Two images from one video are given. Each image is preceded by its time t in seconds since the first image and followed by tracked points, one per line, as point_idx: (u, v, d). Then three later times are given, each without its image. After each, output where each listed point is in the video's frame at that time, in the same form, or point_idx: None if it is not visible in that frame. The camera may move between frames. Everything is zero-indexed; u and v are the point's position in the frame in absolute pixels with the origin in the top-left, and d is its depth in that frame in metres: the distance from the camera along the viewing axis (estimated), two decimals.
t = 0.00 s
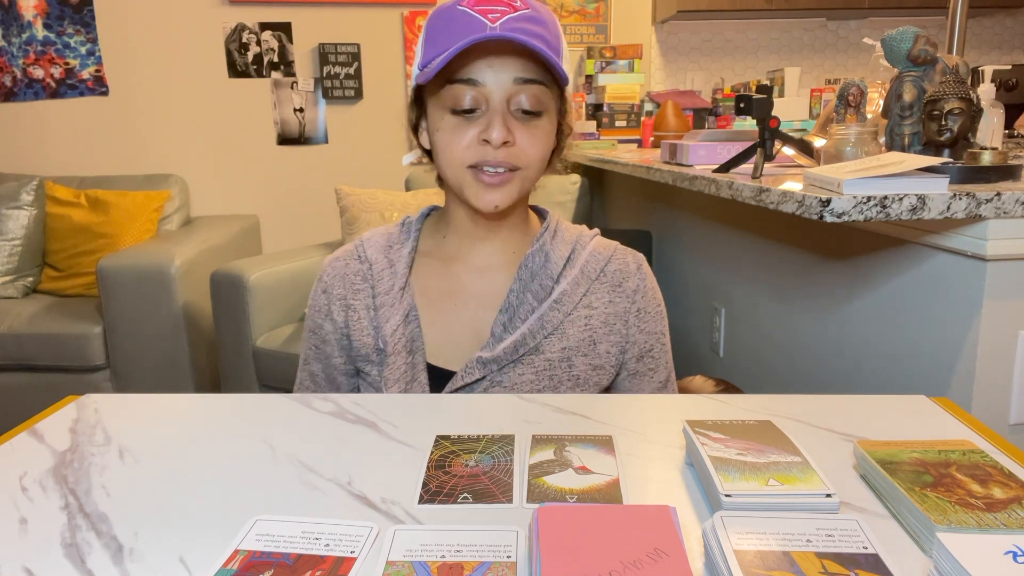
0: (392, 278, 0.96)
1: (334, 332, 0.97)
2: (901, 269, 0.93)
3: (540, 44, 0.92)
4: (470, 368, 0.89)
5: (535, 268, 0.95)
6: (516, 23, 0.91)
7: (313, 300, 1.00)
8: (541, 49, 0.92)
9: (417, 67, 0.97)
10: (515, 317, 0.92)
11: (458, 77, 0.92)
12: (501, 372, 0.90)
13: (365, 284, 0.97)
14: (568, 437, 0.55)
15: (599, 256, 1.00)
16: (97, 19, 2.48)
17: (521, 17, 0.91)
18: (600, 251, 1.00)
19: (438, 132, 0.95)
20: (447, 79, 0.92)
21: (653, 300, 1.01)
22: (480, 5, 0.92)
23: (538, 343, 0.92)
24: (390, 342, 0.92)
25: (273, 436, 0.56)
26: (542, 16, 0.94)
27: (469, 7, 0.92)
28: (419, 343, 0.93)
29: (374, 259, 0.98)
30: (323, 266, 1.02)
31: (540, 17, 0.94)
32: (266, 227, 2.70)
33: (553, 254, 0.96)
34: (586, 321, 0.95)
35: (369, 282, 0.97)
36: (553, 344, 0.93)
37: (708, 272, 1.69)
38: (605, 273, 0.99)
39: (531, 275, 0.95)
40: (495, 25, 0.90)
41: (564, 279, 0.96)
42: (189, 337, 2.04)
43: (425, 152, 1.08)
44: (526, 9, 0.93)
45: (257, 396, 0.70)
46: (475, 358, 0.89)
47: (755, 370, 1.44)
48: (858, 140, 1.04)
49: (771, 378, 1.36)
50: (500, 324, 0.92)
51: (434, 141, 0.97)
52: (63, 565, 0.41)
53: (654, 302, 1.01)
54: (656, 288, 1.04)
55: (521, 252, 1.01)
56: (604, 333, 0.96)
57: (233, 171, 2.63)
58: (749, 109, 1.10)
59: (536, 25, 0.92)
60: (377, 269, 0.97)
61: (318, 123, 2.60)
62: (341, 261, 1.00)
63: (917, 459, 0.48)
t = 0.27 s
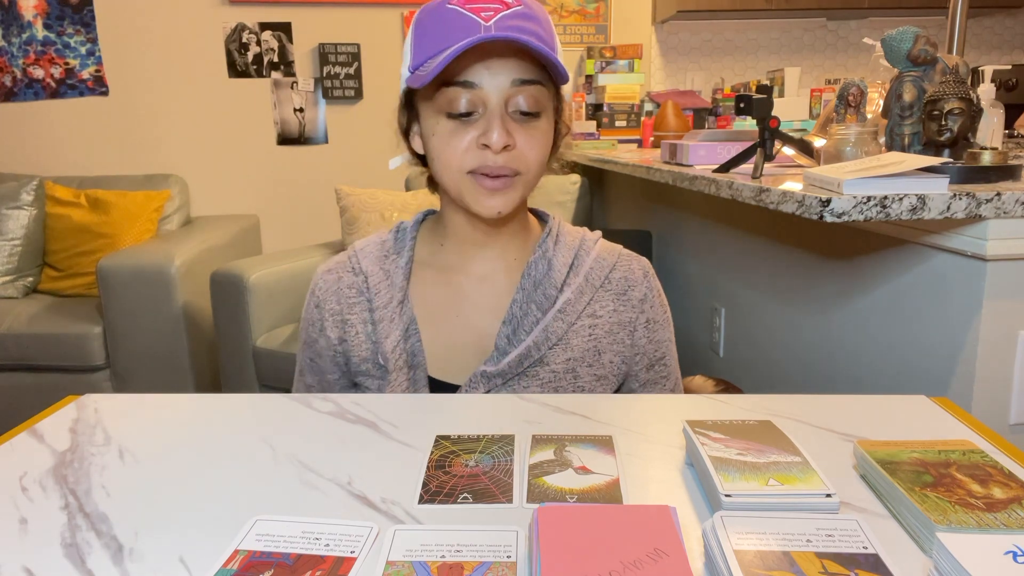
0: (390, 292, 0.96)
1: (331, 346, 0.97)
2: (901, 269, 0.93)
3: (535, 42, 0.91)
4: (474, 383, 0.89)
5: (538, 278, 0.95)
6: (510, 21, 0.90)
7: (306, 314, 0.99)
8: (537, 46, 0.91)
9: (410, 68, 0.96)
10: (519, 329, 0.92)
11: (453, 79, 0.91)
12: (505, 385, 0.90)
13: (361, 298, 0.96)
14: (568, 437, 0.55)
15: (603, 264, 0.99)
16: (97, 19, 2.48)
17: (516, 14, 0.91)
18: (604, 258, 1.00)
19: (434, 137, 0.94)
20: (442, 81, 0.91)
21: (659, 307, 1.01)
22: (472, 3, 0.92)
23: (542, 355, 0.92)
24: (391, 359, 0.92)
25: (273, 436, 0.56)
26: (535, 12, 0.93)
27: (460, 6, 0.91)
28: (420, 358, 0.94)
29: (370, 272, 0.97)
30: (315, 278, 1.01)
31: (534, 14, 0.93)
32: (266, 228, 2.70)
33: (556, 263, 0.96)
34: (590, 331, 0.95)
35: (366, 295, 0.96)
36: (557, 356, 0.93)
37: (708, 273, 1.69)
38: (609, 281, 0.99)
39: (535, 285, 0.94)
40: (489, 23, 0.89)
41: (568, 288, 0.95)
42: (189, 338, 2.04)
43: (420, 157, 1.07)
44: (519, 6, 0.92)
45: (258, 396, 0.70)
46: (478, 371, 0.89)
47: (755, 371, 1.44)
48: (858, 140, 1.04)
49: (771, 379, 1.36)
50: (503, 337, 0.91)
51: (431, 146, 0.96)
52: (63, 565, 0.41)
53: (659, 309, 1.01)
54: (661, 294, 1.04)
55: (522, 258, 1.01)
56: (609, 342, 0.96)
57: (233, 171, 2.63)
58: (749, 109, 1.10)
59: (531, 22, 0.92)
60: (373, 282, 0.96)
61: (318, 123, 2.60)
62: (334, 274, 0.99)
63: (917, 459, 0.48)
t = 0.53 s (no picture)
0: (385, 303, 0.95)
1: (327, 356, 0.97)
2: (901, 269, 0.93)
3: (541, 48, 0.89)
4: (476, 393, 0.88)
5: (536, 283, 0.94)
6: (515, 26, 0.88)
7: (300, 322, 0.99)
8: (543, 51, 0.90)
9: (408, 72, 0.93)
10: (519, 337, 0.91)
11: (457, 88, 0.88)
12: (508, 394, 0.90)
13: (357, 308, 0.96)
14: (568, 437, 0.55)
15: (601, 264, 0.99)
16: (97, 19, 2.48)
17: (519, 17, 0.89)
18: (601, 259, 1.00)
19: (436, 147, 0.91)
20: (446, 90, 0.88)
21: (655, 306, 1.02)
22: (475, 6, 0.89)
23: (544, 362, 0.92)
24: (388, 373, 0.92)
25: (273, 436, 0.56)
26: (538, 15, 0.92)
27: (463, 9, 0.89)
28: (419, 370, 0.93)
29: (364, 282, 0.96)
30: (307, 285, 1.00)
31: (537, 15, 0.92)
32: (266, 228, 2.70)
33: (555, 267, 0.96)
34: (590, 335, 0.95)
35: (362, 306, 0.95)
36: (559, 362, 0.93)
37: (708, 273, 1.69)
38: (607, 282, 0.99)
39: (534, 291, 0.94)
40: (495, 29, 0.88)
41: (567, 292, 0.95)
42: (189, 338, 2.04)
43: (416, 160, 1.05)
44: (523, 8, 0.91)
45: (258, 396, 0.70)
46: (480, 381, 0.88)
47: (755, 371, 1.44)
48: (858, 141, 1.04)
49: (771, 379, 1.36)
50: (504, 346, 0.90)
51: (432, 155, 0.93)
52: (63, 565, 0.41)
53: (656, 307, 1.02)
54: (659, 292, 1.05)
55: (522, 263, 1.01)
56: (609, 345, 0.96)
57: (233, 171, 2.63)
58: (749, 109, 1.10)
59: (535, 25, 0.91)
60: (369, 292, 0.95)
61: (318, 123, 2.60)
62: (328, 283, 0.98)
63: (917, 459, 0.48)
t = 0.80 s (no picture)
0: (382, 313, 0.94)
1: (320, 364, 0.96)
2: (901, 269, 0.93)
3: (540, 53, 0.88)
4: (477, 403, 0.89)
5: (534, 290, 0.94)
6: (514, 31, 0.87)
7: (290, 329, 0.97)
8: (542, 57, 0.89)
9: (404, 77, 0.91)
10: (518, 346, 0.91)
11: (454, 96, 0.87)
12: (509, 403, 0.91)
13: (353, 318, 0.95)
14: (568, 437, 0.55)
15: (599, 266, 0.99)
16: (97, 19, 2.48)
17: (519, 21, 0.88)
18: (599, 261, 0.99)
19: (433, 155, 0.90)
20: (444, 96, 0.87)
21: (654, 306, 1.01)
22: (474, 8, 0.88)
23: (543, 370, 0.92)
24: (387, 385, 0.92)
25: (273, 436, 0.56)
26: (539, 17, 0.91)
27: (462, 11, 0.88)
28: (418, 382, 0.94)
29: (360, 290, 0.95)
30: (298, 290, 0.98)
31: (537, 18, 0.90)
32: (266, 227, 2.70)
33: (553, 272, 0.95)
34: (589, 340, 0.95)
35: (358, 316, 0.95)
36: (558, 368, 0.94)
37: (708, 273, 1.69)
38: (605, 285, 0.99)
39: (532, 297, 0.94)
40: (494, 33, 0.86)
41: (566, 297, 0.95)
42: (189, 338, 2.04)
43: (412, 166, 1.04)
44: (523, 11, 0.89)
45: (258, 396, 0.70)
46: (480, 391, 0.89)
47: (755, 371, 1.44)
48: (858, 140, 1.04)
49: (771, 379, 1.37)
50: (503, 355, 0.91)
51: (428, 163, 0.92)
52: (63, 565, 0.41)
53: (655, 307, 1.02)
54: (658, 293, 1.04)
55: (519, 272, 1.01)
56: (608, 349, 0.97)
57: (233, 171, 2.63)
58: (749, 109, 1.10)
59: (534, 28, 0.89)
60: (365, 302, 0.95)
61: (318, 123, 2.60)
62: (321, 290, 0.97)
63: (917, 459, 0.48)
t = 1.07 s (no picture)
0: (376, 323, 0.95)
1: (314, 368, 0.97)
2: (901, 270, 0.93)
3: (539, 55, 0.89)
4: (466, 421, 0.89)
5: (531, 306, 0.94)
6: (513, 32, 0.87)
7: (286, 333, 0.99)
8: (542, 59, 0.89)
9: (401, 80, 0.90)
10: (512, 364, 0.91)
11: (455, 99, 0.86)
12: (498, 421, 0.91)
13: (346, 325, 0.96)
14: (568, 437, 0.55)
15: (602, 285, 0.98)
16: (97, 19, 2.48)
17: (518, 23, 0.88)
18: (603, 280, 0.99)
19: (434, 159, 0.90)
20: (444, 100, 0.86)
21: (659, 330, 1.00)
22: (472, 8, 0.88)
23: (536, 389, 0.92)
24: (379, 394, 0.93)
25: (273, 436, 0.56)
26: (536, 19, 0.91)
27: (460, 12, 0.87)
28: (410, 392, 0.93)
29: (355, 298, 0.96)
30: (295, 294, 1.00)
31: (535, 19, 0.91)
32: (266, 228, 2.70)
33: (552, 289, 0.95)
34: (586, 362, 0.95)
35: (352, 324, 0.96)
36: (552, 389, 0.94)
37: (707, 273, 1.69)
38: (606, 305, 0.98)
39: (530, 314, 0.93)
40: (494, 35, 0.86)
41: (564, 315, 0.94)
42: (189, 338, 2.04)
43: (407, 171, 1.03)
44: (522, 13, 0.90)
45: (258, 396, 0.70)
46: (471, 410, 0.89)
47: (755, 371, 1.44)
48: (858, 140, 1.04)
49: (771, 380, 1.36)
50: (495, 372, 0.91)
51: (428, 167, 0.91)
52: (63, 565, 0.41)
53: (660, 332, 1.01)
54: (664, 309, 1.03)
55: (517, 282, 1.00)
56: (605, 373, 0.97)
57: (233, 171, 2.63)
58: (749, 109, 1.10)
59: (532, 29, 0.89)
60: (359, 310, 0.96)
61: (318, 123, 2.60)
62: (317, 296, 0.99)
63: (917, 459, 0.48)
